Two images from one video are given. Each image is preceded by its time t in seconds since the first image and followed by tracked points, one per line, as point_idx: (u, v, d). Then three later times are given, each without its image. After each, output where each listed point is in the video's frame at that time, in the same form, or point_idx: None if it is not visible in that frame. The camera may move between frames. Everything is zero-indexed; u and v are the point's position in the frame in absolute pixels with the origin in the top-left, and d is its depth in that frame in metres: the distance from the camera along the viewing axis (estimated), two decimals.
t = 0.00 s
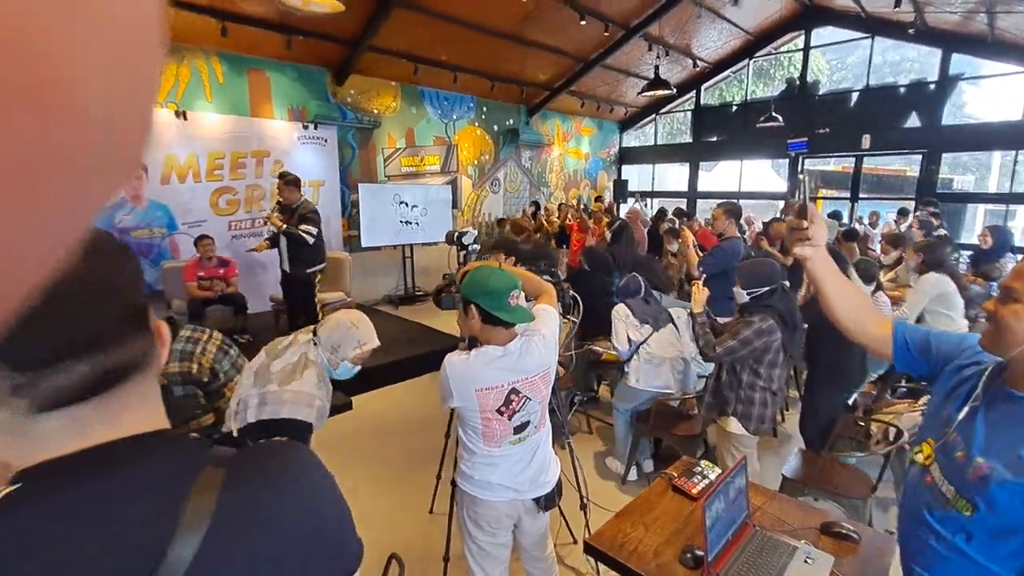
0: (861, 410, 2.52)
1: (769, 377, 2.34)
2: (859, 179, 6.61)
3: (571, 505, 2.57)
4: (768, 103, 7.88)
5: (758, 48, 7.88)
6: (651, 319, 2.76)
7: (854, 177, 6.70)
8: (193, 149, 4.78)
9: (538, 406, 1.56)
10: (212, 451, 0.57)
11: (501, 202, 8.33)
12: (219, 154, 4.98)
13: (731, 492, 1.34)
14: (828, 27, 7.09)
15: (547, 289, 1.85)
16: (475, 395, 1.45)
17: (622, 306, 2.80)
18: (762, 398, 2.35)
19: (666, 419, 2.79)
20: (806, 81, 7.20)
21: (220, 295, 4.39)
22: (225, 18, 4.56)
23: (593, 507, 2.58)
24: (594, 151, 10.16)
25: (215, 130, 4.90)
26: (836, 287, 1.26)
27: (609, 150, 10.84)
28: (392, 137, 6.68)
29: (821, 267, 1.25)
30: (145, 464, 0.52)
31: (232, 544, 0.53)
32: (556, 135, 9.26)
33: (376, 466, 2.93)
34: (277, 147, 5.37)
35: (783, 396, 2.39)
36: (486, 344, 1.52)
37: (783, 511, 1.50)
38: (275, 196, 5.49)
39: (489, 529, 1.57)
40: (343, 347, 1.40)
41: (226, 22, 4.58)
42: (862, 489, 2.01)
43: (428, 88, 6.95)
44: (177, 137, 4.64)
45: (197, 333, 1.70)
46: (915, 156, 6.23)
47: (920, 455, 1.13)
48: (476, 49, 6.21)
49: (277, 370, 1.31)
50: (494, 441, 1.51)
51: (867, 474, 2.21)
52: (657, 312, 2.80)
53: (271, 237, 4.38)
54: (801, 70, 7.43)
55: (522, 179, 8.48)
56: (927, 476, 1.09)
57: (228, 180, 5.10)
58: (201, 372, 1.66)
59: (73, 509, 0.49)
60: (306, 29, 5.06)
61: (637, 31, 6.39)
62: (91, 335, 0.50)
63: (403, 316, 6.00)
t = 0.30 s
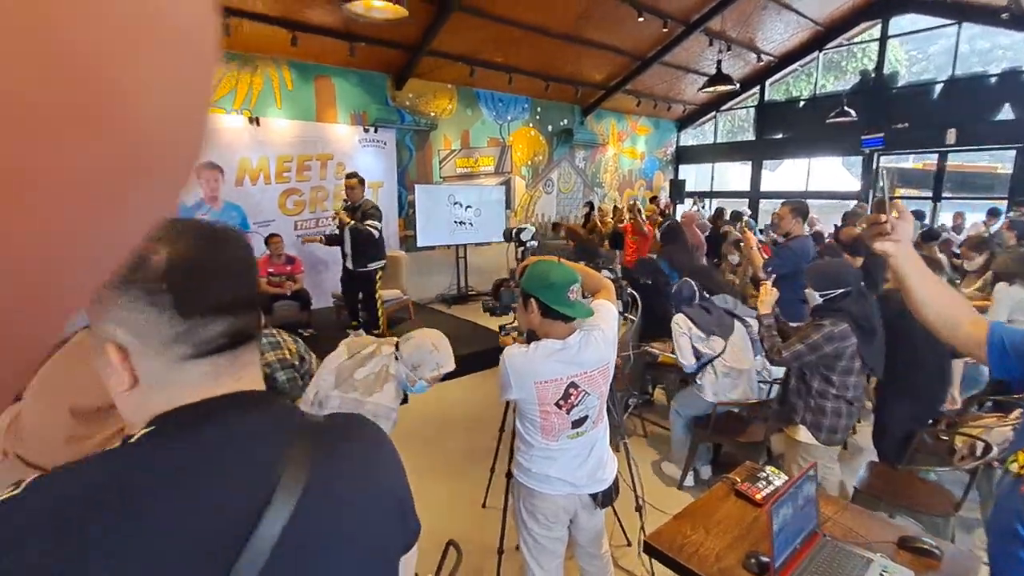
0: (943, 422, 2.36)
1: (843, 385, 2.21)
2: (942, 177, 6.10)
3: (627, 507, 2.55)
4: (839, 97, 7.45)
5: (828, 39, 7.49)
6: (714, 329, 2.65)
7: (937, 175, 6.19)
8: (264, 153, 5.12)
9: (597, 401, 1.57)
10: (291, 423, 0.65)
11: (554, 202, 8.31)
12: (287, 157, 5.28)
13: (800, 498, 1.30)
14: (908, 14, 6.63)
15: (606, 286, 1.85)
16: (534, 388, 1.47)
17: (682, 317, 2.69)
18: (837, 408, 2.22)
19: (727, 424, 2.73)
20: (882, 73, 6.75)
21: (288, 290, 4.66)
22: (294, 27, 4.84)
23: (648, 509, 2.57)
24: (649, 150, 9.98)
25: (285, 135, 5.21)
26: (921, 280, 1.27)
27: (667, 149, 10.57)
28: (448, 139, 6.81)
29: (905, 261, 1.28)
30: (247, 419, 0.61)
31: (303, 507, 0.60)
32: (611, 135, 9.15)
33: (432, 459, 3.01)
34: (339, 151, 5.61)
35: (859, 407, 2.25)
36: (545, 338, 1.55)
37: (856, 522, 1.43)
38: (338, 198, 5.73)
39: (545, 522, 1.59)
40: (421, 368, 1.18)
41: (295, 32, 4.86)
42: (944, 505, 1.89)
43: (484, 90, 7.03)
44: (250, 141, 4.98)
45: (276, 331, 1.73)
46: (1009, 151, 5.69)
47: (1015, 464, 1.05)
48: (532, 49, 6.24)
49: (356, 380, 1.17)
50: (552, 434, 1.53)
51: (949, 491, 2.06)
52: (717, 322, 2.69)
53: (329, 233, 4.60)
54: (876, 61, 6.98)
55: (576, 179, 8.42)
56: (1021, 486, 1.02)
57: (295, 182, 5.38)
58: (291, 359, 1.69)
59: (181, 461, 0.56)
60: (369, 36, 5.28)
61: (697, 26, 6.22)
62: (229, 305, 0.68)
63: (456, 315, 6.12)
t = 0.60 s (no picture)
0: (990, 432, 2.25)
1: (893, 391, 2.15)
2: (989, 177, 5.75)
3: (658, 510, 2.53)
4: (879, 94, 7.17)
5: (868, 35, 7.24)
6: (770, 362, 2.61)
7: (984, 174, 5.86)
8: (298, 155, 5.27)
9: (628, 402, 1.56)
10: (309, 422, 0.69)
11: (582, 203, 8.24)
12: (320, 159, 5.41)
13: (841, 505, 1.26)
14: (953, 7, 6.33)
15: (637, 285, 1.84)
16: (566, 388, 1.47)
17: (736, 344, 2.66)
18: (889, 415, 2.16)
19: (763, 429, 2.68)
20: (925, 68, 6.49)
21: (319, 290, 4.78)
22: (327, 32, 4.96)
23: (679, 513, 2.54)
24: (680, 150, 9.83)
25: (318, 137, 5.35)
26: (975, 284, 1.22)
27: (697, 149, 10.39)
28: (476, 141, 6.82)
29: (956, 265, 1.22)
30: (262, 416, 0.66)
31: (317, 500, 0.63)
32: (640, 135, 9.03)
33: (461, 456, 3.04)
34: (370, 152, 5.70)
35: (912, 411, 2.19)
36: (577, 336, 1.55)
37: (900, 533, 1.39)
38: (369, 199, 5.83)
39: (575, 522, 1.58)
40: (466, 386, 1.22)
41: (327, 36, 4.98)
42: (993, 518, 1.81)
43: (511, 91, 7.05)
44: (284, 144, 5.14)
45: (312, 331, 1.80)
46: None
47: None
48: (560, 50, 6.20)
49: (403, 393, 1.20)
50: (583, 434, 1.52)
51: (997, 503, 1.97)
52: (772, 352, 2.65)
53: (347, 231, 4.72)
54: (918, 56, 6.69)
55: (603, 179, 8.34)
56: None
57: (327, 183, 5.51)
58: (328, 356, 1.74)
59: (206, 447, 0.61)
60: (400, 40, 5.37)
61: (728, 23, 6.08)
62: (261, 303, 0.75)
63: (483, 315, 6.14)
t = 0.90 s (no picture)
0: None
1: (955, 400, 2.09)
2: None
3: (679, 515, 2.51)
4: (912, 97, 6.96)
5: (901, 36, 7.05)
6: (831, 381, 2.48)
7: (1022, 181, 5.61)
8: (323, 154, 5.38)
9: (654, 405, 1.54)
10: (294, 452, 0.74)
11: (604, 205, 8.19)
12: (345, 158, 5.49)
13: (872, 516, 1.24)
14: (992, 7, 6.11)
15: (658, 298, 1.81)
16: (591, 389, 1.46)
17: (803, 353, 2.51)
18: (950, 425, 2.10)
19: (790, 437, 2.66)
20: (962, 71, 6.28)
21: (340, 288, 4.86)
22: (354, 34, 5.03)
23: (702, 519, 2.52)
24: (704, 152, 9.71)
25: (344, 137, 5.43)
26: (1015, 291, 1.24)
27: (721, 152, 10.24)
28: (498, 141, 6.83)
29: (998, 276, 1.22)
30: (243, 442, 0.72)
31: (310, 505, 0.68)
32: (663, 136, 8.95)
33: (480, 455, 3.06)
34: (393, 152, 5.75)
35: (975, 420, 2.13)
36: (602, 337, 1.54)
37: (932, 546, 1.35)
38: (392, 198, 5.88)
39: (595, 524, 1.57)
40: (476, 388, 1.42)
41: (354, 38, 5.05)
42: None
43: (534, 92, 7.04)
44: (311, 143, 5.25)
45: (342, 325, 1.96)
46: None
47: None
48: (584, 51, 6.18)
49: (407, 390, 1.40)
50: (606, 436, 1.52)
51: None
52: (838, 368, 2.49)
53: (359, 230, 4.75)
54: (954, 59, 6.48)
55: (625, 181, 8.27)
56: None
57: (351, 182, 5.60)
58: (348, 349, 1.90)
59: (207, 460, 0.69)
60: (426, 40, 5.42)
61: (757, 24, 5.97)
62: (239, 349, 0.87)
63: (502, 315, 6.14)
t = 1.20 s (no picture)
0: None
1: None
2: None
3: (709, 530, 2.47)
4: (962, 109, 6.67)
5: (950, 45, 6.78)
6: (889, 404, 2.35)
7: None
8: (359, 158, 5.51)
9: (690, 415, 1.53)
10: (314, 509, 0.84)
11: (634, 214, 8.11)
12: (379, 163, 5.62)
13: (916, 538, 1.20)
14: None
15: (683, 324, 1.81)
16: (630, 397, 1.44)
17: (863, 377, 2.40)
18: None
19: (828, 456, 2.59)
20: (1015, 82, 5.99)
21: (372, 289, 4.93)
22: (392, 41, 5.15)
23: (733, 534, 2.47)
24: (739, 163, 9.53)
25: (379, 142, 5.56)
26: None
27: (757, 163, 10.05)
28: (530, 147, 6.83)
29: None
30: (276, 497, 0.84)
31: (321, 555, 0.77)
32: (697, 146, 8.83)
33: (506, 459, 3.07)
34: (426, 157, 5.83)
35: None
36: (637, 343, 1.54)
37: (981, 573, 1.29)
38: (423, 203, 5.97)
39: (624, 533, 1.56)
40: (506, 399, 1.51)
41: (392, 45, 5.17)
42: None
43: (567, 100, 7.03)
44: (347, 148, 5.40)
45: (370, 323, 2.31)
46: None
47: None
48: (617, 60, 6.15)
49: (434, 401, 1.44)
50: (642, 445, 1.50)
51: None
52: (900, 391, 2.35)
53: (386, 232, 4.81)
54: (1007, 69, 6.19)
55: (657, 191, 8.19)
56: None
57: (384, 186, 5.71)
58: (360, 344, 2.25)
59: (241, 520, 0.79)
60: (461, 48, 5.49)
61: (797, 33, 5.84)
62: (272, 414, 1.02)
63: (530, 322, 6.14)
